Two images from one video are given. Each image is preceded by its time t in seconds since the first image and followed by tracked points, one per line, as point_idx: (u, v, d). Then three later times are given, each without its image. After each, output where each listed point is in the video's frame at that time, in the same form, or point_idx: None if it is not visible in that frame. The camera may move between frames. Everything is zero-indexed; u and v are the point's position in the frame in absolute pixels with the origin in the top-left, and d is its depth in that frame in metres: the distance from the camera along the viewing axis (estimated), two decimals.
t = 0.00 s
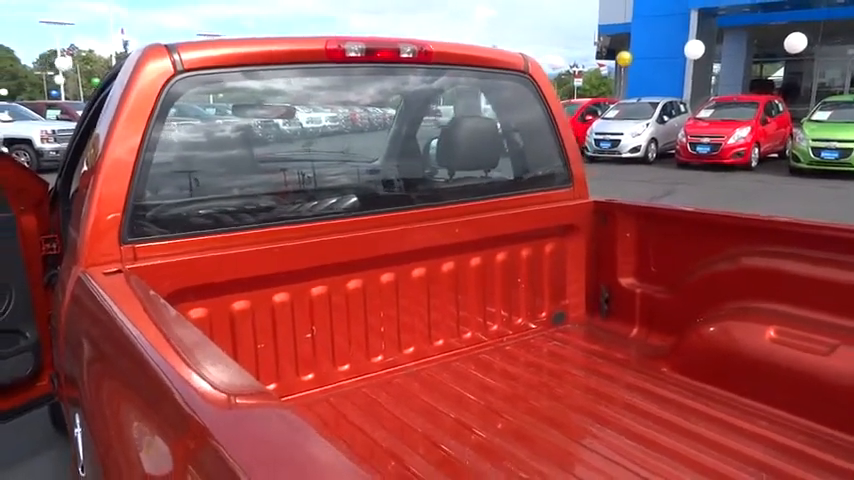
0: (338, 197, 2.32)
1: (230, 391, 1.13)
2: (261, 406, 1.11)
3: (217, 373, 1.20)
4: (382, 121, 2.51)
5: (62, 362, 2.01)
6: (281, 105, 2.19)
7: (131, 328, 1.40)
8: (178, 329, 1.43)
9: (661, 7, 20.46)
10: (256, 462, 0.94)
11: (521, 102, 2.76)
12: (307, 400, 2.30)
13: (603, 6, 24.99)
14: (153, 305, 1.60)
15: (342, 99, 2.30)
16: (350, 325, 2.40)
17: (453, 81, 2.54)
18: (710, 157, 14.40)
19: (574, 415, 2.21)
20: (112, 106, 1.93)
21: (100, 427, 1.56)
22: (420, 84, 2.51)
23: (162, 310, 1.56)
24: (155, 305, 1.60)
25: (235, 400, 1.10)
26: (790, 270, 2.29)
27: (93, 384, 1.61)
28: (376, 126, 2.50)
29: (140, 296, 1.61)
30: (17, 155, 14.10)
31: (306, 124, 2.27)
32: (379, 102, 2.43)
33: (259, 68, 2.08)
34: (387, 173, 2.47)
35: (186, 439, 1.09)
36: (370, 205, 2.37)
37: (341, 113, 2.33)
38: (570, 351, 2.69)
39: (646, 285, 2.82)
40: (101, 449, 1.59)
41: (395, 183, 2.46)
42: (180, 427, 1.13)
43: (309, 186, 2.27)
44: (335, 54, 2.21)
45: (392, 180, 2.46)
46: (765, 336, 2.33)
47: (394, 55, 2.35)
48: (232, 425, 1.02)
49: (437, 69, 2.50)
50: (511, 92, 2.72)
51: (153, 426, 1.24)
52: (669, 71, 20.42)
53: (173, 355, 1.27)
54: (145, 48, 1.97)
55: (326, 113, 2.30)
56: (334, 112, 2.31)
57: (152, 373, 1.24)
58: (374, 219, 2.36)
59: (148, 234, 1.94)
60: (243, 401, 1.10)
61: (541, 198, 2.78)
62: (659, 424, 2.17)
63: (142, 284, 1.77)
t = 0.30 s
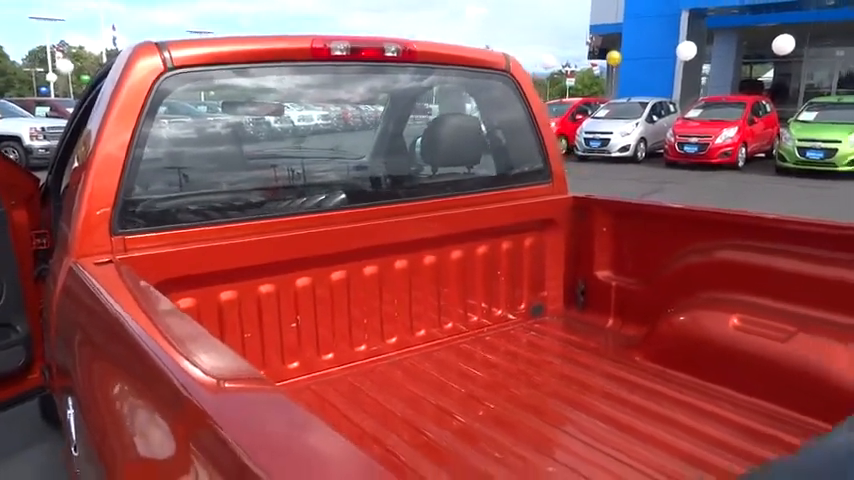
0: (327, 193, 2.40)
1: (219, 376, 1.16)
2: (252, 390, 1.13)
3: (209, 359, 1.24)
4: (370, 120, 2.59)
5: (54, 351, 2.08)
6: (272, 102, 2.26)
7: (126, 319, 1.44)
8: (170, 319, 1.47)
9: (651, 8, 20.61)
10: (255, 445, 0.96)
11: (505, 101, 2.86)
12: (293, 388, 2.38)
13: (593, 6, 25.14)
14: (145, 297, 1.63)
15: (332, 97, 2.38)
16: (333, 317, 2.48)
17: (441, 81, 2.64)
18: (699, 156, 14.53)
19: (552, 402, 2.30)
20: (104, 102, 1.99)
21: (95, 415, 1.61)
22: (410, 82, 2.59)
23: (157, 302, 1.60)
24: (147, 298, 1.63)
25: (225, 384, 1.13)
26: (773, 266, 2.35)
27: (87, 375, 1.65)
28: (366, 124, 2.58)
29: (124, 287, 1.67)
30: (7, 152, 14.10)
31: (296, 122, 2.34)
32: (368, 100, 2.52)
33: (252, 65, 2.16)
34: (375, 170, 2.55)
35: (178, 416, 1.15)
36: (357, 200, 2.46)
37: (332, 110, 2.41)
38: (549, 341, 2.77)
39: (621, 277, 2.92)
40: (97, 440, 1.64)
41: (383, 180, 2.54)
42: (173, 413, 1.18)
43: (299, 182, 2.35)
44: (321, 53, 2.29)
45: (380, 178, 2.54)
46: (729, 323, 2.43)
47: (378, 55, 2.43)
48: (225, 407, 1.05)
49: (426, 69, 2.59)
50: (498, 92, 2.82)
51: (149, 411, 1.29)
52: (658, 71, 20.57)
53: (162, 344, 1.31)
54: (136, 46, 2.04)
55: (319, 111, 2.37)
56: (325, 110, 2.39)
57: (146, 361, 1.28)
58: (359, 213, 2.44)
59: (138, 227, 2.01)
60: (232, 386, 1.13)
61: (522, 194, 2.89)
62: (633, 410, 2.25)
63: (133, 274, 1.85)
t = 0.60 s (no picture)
0: (238, 196, 2.46)
1: (144, 365, 1.13)
2: (175, 379, 1.08)
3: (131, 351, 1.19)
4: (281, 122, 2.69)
5: None
6: (179, 104, 2.31)
7: (46, 316, 1.38)
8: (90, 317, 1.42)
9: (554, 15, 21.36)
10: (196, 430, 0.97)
11: (411, 105, 3.02)
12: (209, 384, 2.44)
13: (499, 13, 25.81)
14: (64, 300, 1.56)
15: (242, 100, 2.46)
16: (247, 314, 2.56)
17: (353, 86, 2.79)
18: (601, 158, 15.20)
19: (460, 386, 2.46)
20: (9, 104, 2.01)
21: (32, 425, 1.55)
22: (321, 86, 2.72)
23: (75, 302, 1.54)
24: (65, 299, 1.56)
25: (146, 375, 1.09)
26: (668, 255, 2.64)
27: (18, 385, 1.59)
28: (278, 128, 2.69)
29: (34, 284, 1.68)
30: None
31: (208, 127, 2.40)
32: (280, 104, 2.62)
33: (157, 70, 2.23)
34: (288, 171, 2.63)
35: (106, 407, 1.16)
36: (268, 201, 2.53)
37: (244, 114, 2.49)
38: (456, 330, 2.94)
39: (519, 269, 3.16)
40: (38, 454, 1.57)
41: (295, 182, 2.62)
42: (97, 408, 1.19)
43: (208, 184, 2.40)
44: (231, 58, 2.37)
45: (292, 180, 2.62)
46: (611, 305, 2.71)
47: (287, 61, 2.54)
48: (157, 396, 1.03)
49: (337, 75, 2.73)
50: (404, 97, 2.99)
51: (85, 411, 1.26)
52: (562, 76, 21.33)
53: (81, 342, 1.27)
54: (42, 50, 2.06)
55: (229, 114, 2.44)
56: (237, 113, 2.47)
57: (74, 359, 1.24)
58: (270, 213, 2.52)
59: (45, 229, 2.02)
60: (156, 375, 1.10)
61: (429, 192, 3.05)
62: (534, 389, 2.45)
63: (43, 274, 1.86)
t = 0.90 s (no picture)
0: (145, 192, 2.46)
1: (93, 349, 1.13)
2: (133, 361, 1.10)
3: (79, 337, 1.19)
4: (191, 117, 2.67)
5: None
6: (78, 97, 2.27)
7: None
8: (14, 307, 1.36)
9: (464, 16, 21.78)
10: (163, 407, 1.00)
11: (324, 104, 3.13)
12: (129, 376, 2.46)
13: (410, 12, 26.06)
14: None
15: (145, 95, 2.46)
16: (165, 305, 2.61)
17: (266, 83, 2.88)
18: (509, 156, 15.65)
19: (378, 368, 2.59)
20: None
21: None
22: (232, 83, 2.77)
23: None
24: None
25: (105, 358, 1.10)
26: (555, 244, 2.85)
27: None
28: (185, 124, 2.66)
29: None
30: None
31: (107, 122, 2.38)
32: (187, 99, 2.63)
33: (60, 66, 2.18)
34: (198, 167, 2.65)
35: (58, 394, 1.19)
36: (178, 196, 2.56)
37: (144, 108, 2.49)
38: (372, 318, 3.08)
39: (430, 260, 3.32)
40: None
41: (207, 178, 2.66)
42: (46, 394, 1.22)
43: (113, 181, 2.38)
44: (144, 55, 2.41)
45: (204, 175, 2.66)
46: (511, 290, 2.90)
47: (201, 58, 2.59)
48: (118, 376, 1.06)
49: (245, 72, 2.79)
50: (314, 95, 3.08)
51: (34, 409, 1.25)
52: (472, 76, 21.78)
53: (21, 341, 1.23)
54: None
55: (127, 108, 2.42)
56: (136, 109, 2.46)
57: (20, 344, 1.24)
58: (185, 207, 2.56)
59: None
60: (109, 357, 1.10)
61: (341, 188, 3.16)
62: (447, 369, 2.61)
63: None
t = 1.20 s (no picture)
0: (112, 190, 2.57)
1: (93, 325, 1.27)
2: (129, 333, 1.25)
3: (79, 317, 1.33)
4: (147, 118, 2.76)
5: None
6: (41, 99, 2.33)
7: None
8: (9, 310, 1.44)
9: (429, 16, 21.96)
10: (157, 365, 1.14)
11: (291, 104, 3.27)
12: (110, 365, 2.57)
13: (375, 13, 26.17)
14: None
15: (110, 95, 2.56)
16: (143, 298, 2.72)
17: (231, 84, 3.01)
18: (475, 155, 15.86)
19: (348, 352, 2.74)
20: None
21: None
22: (198, 83, 2.89)
23: None
24: None
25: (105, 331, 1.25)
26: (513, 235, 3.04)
27: None
28: (145, 123, 2.76)
29: None
30: None
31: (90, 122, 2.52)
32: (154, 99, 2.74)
33: (22, 70, 2.25)
34: (166, 167, 2.78)
35: (52, 358, 1.31)
36: (148, 193, 2.68)
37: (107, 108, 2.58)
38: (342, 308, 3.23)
39: (396, 252, 3.48)
40: None
41: (176, 177, 2.79)
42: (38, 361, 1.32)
43: (81, 180, 2.48)
44: (118, 59, 2.54)
45: (173, 174, 2.78)
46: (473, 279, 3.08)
47: (172, 61, 2.72)
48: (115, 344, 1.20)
49: (210, 73, 2.91)
50: (281, 95, 3.22)
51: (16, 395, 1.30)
52: (437, 76, 21.97)
53: (27, 317, 1.38)
54: None
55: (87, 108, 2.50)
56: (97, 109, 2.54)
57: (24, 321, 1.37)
58: (157, 204, 2.68)
59: None
60: (110, 330, 1.25)
61: (310, 185, 3.31)
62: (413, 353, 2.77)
63: None
